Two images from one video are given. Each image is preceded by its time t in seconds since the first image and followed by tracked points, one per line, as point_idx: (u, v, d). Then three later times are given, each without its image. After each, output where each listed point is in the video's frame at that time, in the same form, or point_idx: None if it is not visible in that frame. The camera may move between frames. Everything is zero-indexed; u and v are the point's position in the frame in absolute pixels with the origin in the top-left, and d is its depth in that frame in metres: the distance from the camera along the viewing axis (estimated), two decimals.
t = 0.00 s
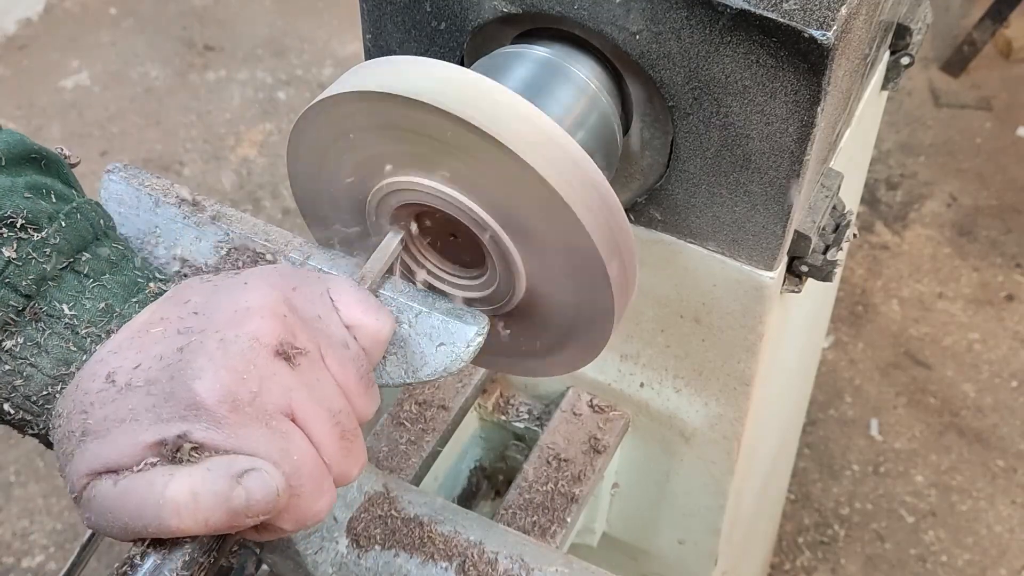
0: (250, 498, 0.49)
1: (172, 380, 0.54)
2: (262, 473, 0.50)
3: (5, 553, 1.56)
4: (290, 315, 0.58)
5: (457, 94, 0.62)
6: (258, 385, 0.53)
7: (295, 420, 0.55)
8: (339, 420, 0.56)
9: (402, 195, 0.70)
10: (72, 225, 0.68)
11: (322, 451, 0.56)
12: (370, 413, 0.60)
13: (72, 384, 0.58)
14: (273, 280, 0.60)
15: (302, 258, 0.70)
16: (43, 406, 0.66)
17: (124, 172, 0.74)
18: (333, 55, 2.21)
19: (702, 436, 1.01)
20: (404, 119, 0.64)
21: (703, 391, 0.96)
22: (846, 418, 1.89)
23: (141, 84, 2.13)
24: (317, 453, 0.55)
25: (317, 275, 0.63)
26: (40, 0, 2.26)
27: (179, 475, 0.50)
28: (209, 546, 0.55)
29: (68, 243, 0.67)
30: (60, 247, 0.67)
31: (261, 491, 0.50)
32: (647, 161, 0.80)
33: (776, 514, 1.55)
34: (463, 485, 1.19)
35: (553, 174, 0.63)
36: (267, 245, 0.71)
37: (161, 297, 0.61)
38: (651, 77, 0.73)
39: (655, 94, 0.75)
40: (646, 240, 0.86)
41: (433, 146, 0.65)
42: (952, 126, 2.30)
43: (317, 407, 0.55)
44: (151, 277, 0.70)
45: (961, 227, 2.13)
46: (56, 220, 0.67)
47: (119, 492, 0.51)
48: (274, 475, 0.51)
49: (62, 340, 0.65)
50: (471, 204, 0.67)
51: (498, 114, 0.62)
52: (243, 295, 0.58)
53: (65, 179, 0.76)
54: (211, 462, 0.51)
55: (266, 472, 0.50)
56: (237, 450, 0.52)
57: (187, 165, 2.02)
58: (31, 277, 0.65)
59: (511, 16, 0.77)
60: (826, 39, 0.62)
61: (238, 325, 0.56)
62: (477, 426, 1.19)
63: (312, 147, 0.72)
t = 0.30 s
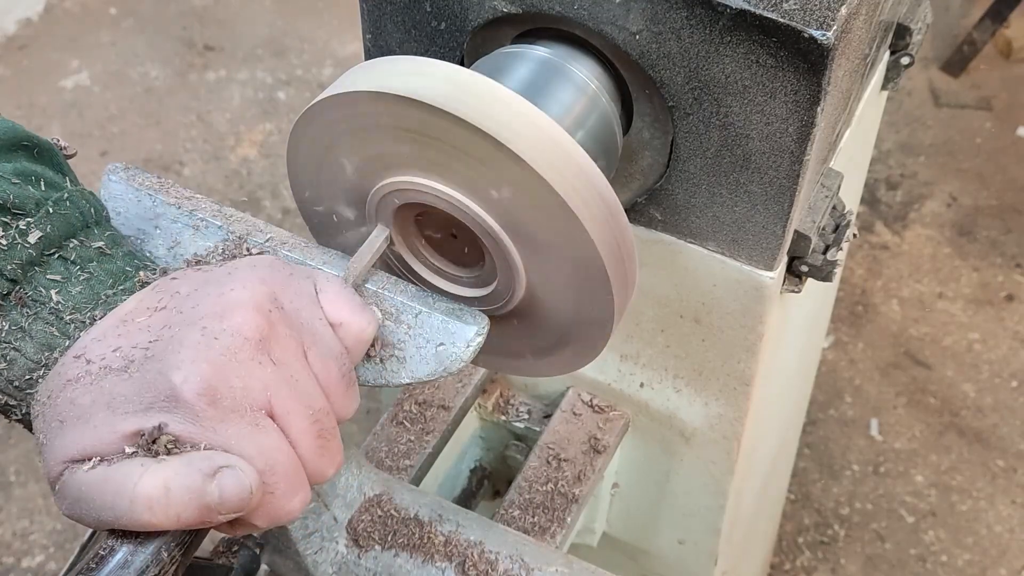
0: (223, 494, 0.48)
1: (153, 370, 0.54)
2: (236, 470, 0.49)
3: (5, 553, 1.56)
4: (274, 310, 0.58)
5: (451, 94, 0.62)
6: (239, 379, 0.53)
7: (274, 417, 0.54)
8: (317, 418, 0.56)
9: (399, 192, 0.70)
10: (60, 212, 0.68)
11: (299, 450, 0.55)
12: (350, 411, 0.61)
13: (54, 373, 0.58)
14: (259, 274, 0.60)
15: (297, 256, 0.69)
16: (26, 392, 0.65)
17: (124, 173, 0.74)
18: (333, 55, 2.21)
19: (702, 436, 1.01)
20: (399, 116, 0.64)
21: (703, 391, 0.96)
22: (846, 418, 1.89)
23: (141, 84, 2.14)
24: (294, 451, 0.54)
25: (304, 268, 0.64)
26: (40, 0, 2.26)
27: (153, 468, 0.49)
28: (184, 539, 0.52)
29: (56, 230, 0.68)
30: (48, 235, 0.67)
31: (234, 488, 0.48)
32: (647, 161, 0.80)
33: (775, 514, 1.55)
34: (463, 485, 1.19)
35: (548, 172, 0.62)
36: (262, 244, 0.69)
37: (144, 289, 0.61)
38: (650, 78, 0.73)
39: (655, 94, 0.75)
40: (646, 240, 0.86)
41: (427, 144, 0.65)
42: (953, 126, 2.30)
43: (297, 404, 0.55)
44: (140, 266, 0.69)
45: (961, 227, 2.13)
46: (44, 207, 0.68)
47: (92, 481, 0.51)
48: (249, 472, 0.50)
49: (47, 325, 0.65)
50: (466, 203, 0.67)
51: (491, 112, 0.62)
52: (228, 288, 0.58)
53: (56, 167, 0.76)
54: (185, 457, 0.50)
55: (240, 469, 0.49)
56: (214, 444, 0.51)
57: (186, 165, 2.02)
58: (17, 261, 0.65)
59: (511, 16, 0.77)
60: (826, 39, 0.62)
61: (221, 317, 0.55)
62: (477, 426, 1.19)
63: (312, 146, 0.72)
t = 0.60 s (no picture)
0: (237, 481, 0.49)
1: (163, 359, 0.54)
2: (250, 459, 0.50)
3: (5, 553, 1.56)
4: (282, 302, 0.58)
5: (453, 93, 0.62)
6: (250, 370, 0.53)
7: (282, 409, 0.54)
8: (325, 410, 0.56)
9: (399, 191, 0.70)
10: (67, 208, 0.66)
11: (306, 442, 0.55)
12: (357, 404, 0.60)
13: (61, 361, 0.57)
14: (266, 266, 0.60)
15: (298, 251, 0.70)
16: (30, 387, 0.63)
17: (125, 173, 0.74)
18: (333, 55, 2.21)
19: (702, 437, 1.01)
20: (400, 116, 0.64)
21: (703, 391, 0.96)
22: (846, 418, 1.89)
23: (141, 84, 2.14)
24: (302, 442, 0.54)
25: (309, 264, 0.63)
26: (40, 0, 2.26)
27: (165, 455, 0.50)
28: (192, 530, 0.52)
29: (62, 226, 0.65)
30: (53, 230, 0.65)
31: (248, 476, 0.49)
32: (647, 161, 0.80)
33: (775, 513, 1.55)
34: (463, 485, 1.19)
35: (549, 175, 0.62)
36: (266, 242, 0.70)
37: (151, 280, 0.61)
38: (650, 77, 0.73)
39: (655, 94, 0.75)
40: (646, 240, 0.86)
41: (428, 144, 0.65)
42: (953, 126, 2.30)
43: (304, 397, 0.55)
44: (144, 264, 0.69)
45: (961, 227, 2.13)
46: (51, 203, 0.65)
47: (102, 471, 0.51)
48: (261, 461, 0.50)
49: (52, 319, 0.63)
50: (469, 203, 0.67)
51: (491, 112, 0.62)
52: (237, 280, 0.58)
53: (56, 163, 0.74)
54: (197, 444, 0.50)
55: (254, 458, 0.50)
56: (223, 434, 0.52)
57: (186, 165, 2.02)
58: (24, 255, 0.63)
59: (511, 16, 0.77)
60: (826, 39, 0.62)
61: (231, 308, 0.56)
62: (477, 426, 1.19)
63: (311, 146, 0.72)
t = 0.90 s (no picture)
0: (238, 487, 0.49)
1: (164, 357, 0.53)
2: (251, 465, 0.50)
3: (5, 553, 1.56)
4: (282, 301, 0.57)
5: (452, 93, 0.62)
6: (251, 370, 0.53)
7: (282, 409, 0.54)
8: (324, 410, 0.56)
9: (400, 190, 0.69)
10: (63, 199, 0.66)
11: (305, 442, 0.55)
12: (357, 406, 0.60)
13: (63, 357, 0.57)
14: (267, 264, 0.60)
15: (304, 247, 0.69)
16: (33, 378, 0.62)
17: (124, 172, 0.74)
18: (333, 55, 2.21)
19: (702, 437, 1.01)
20: (398, 115, 0.64)
21: (703, 391, 0.96)
22: (846, 418, 1.89)
23: (141, 84, 2.14)
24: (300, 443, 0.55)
25: (309, 262, 0.63)
26: (40, 1, 2.26)
27: (168, 458, 0.49)
28: (192, 531, 0.52)
29: (58, 216, 0.65)
30: (50, 219, 0.64)
31: (249, 482, 0.49)
32: (647, 161, 0.80)
33: (775, 513, 1.55)
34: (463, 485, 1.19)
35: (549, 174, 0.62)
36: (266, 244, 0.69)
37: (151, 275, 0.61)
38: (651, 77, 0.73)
39: (655, 94, 0.75)
40: (646, 240, 0.86)
41: (427, 142, 0.65)
42: (953, 126, 2.30)
43: (303, 398, 0.55)
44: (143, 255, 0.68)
45: (961, 227, 2.13)
46: (46, 193, 0.65)
47: (104, 468, 0.51)
48: (261, 467, 0.50)
49: (53, 310, 0.63)
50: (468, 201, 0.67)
51: (495, 112, 0.62)
52: (239, 278, 0.57)
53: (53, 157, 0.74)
54: (200, 447, 0.50)
55: (255, 464, 0.50)
56: (222, 435, 0.51)
57: (186, 165, 2.02)
58: (21, 244, 0.63)
59: (511, 16, 0.77)
60: (826, 39, 0.62)
61: (231, 307, 0.55)
62: (478, 426, 1.19)
63: (311, 146, 0.72)
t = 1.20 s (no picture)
0: (235, 482, 0.48)
1: (160, 355, 0.53)
2: (247, 459, 0.49)
3: (5, 553, 1.56)
4: (278, 299, 0.58)
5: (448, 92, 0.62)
6: (245, 368, 0.53)
7: (277, 407, 0.54)
8: (319, 407, 0.56)
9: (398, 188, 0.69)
10: (57, 200, 0.67)
11: (300, 439, 0.55)
12: (353, 402, 0.60)
13: (61, 354, 0.57)
14: (263, 264, 0.60)
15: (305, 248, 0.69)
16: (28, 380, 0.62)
17: (124, 172, 0.74)
18: (333, 55, 2.21)
19: (702, 436, 1.01)
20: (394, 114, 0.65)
21: (703, 391, 0.96)
22: (846, 418, 1.89)
23: (141, 84, 2.14)
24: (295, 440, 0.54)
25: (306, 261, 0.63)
26: (40, 0, 2.26)
27: (164, 454, 0.49)
28: (188, 526, 0.52)
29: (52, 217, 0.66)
30: (42, 220, 0.65)
31: (245, 477, 0.49)
32: (647, 161, 0.80)
33: (775, 513, 1.55)
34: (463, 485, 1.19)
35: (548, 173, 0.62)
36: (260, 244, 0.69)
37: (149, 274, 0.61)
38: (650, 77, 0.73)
39: (655, 94, 0.75)
40: (646, 240, 0.86)
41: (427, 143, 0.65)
42: (953, 126, 2.30)
43: (299, 395, 0.55)
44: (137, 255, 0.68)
45: (961, 227, 2.13)
46: (39, 194, 0.66)
47: (101, 466, 0.51)
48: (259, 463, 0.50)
49: (47, 309, 0.63)
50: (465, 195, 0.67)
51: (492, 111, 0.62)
52: (234, 277, 0.58)
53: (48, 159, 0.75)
54: (196, 442, 0.50)
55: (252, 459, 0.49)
56: (218, 432, 0.51)
57: (186, 165, 2.02)
58: (15, 245, 0.63)
59: (511, 16, 0.77)
60: (826, 39, 0.62)
61: (226, 305, 0.55)
62: (478, 426, 1.19)
63: (312, 146, 0.72)
